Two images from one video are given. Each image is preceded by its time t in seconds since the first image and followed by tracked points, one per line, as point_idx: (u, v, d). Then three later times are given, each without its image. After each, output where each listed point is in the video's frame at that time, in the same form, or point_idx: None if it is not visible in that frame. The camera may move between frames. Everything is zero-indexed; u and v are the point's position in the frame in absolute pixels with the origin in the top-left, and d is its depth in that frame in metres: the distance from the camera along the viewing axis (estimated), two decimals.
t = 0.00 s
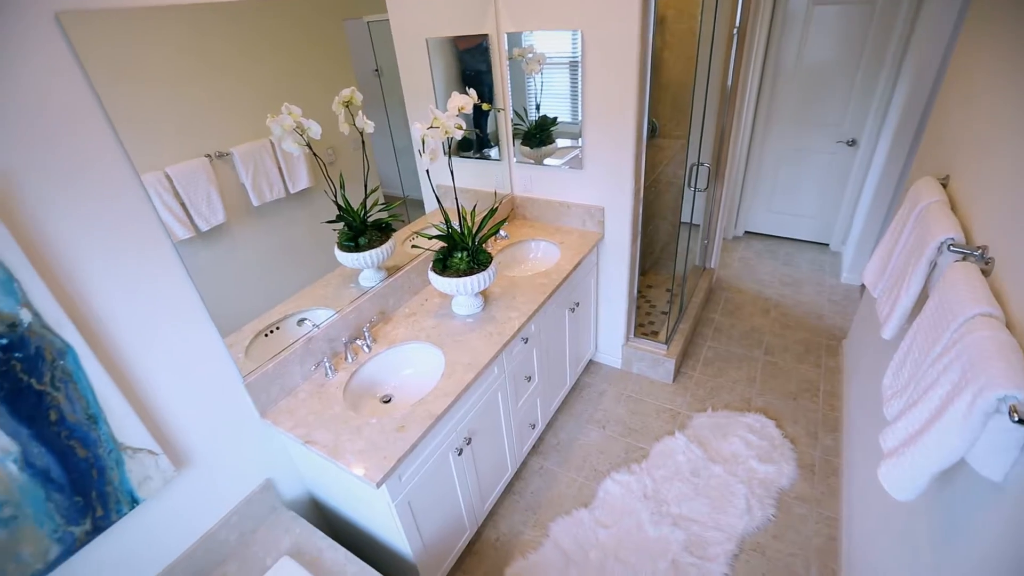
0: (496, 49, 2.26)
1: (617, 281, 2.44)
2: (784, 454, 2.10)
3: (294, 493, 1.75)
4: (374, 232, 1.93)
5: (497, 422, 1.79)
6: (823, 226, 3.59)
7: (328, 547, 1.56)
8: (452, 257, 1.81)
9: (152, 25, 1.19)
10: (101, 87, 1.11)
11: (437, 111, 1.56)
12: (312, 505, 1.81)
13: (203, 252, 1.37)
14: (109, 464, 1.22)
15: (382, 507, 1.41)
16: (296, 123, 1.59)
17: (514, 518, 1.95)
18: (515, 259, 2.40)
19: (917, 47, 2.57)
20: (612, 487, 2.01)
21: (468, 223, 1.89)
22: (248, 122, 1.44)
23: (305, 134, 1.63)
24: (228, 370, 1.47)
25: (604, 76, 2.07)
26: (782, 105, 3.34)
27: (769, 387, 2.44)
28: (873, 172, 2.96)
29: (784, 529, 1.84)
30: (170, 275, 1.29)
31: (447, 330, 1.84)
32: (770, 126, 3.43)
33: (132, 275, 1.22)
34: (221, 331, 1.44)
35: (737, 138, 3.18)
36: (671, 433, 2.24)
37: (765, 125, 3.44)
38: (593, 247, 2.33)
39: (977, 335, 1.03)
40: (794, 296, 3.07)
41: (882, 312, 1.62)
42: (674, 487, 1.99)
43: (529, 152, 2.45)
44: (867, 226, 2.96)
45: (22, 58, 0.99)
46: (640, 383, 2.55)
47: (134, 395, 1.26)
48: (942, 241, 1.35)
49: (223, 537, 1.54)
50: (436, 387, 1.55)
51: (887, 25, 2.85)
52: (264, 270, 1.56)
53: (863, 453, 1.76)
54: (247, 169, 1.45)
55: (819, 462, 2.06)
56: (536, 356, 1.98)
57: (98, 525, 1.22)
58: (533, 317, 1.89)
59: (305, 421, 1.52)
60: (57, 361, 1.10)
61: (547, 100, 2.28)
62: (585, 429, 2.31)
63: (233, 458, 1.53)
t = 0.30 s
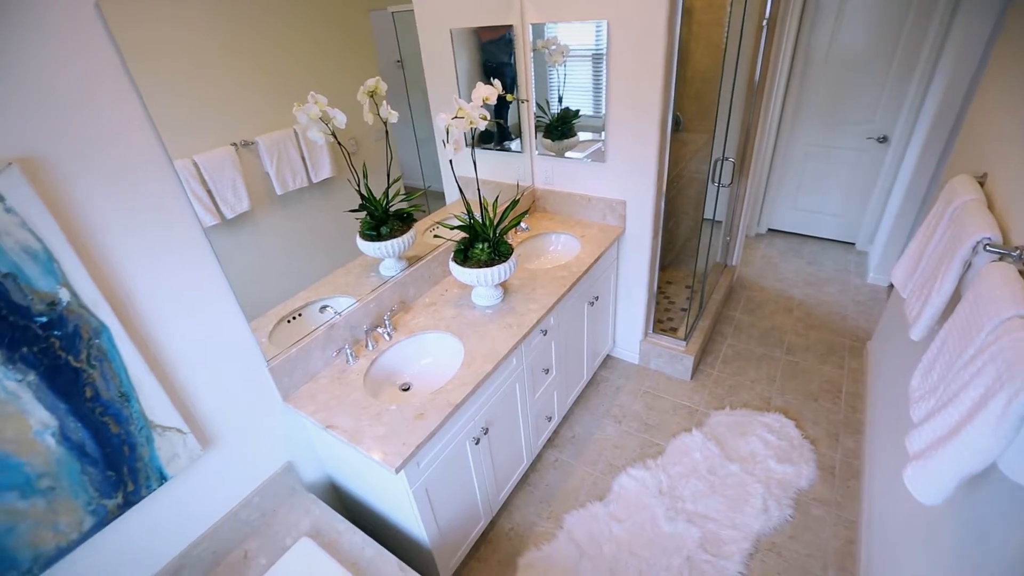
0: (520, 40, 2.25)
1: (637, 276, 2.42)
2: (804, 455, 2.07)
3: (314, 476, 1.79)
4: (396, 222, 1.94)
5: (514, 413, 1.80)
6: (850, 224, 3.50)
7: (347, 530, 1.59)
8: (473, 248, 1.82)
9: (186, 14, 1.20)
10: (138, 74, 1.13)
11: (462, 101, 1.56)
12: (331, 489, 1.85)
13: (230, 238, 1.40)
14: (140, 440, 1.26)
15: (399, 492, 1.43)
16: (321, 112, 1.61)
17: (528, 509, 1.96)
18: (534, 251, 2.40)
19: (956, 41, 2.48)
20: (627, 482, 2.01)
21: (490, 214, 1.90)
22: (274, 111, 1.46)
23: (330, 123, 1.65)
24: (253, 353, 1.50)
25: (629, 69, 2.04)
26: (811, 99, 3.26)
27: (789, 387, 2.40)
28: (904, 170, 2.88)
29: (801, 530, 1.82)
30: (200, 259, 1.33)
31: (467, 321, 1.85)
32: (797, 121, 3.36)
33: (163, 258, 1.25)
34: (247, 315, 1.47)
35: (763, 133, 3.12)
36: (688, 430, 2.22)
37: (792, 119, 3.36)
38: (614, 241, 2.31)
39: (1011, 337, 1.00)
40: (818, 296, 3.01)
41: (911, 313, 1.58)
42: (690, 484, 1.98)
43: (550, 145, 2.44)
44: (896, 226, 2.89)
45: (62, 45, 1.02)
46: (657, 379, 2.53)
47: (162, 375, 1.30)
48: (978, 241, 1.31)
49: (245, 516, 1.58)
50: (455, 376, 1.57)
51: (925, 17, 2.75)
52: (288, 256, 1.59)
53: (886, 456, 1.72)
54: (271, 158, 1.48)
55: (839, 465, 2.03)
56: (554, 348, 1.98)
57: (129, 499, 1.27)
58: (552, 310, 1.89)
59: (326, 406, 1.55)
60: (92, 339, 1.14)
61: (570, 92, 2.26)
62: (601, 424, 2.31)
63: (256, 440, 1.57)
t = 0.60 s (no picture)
0: (546, 30, 2.22)
1: (659, 271, 2.39)
2: (825, 457, 2.03)
3: (333, 462, 1.81)
4: (418, 211, 1.95)
5: (531, 405, 1.79)
6: (879, 223, 3.41)
7: (364, 516, 1.61)
8: (496, 238, 1.81)
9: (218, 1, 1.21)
10: (170, 60, 1.15)
11: (489, 89, 1.55)
12: (349, 474, 1.87)
13: (255, 223, 1.41)
14: (166, 420, 1.29)
15: (417, 480, 1.43)
16: (346, 100, 1.61)
17: (543, 502, 1.96)
18: (555, 244, 2.38)
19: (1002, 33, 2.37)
20: (643, 478, 2.00)
21: (512, 205, 1.88)
22: (299, 99, 1.47)
23: (354, 111, 1.65)
24: (277, 338, 1.52)
25: (657, 60, 2.00)
26: (843, 93, 3.16)
27: (811, 388, 2.35)
28: (939, 168, 2.78)
29: (821, 533, 1.79)
30: (227, 243, 1.34)
31: (487, 311, 1.84)
32: (828, 117, 3.26)
33: (191, 241, 1.27)
34: (271, 300, 1.49)
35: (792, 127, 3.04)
36: (707, 428, 2.20)
37: (823, 114, 3.27)
38: (636, 235, 2.28)
39: None
40: (844, 296, 2.94)
41: (945, 316, 1.53)
42: (707, 483, 1.96)
43: (573, 137, 2.41)
44: (929, 226, 2.79)
45: (97, 28, 1.03)
46: (676, 376, 2.50)
47: (188, 357, 1.32)
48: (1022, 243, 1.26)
49: (266, 498, 1.61)
50: (475, 366, 1.56)
51: (969, 8, 2.64)
52: (311, 243, 1.60)
53: (914, 462, 1.68)
54: (295, 146, 1.49)
55: (863, 469, 1.98)
56: (573, 342, 1.97)
57: (155, 477, 1.30)
58: (573, 303, 1.87)
59: (347, 392, 1.56)
60: (123, 320, 1.17)
61: (594, 84, 2.23)
62: (618, 419, 2.29)
63: (278, 424, 1.59)
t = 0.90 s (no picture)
0: (574, 16, 2.15)
1: (680, 263, 2.36)
2: (846, 458, 1.99)
3: (350, 443, 1.83)
4: (440, 197, 1.94)
5: (549, 394, 1.78)
6: (909, 221, 3.31)
7: (380, 497, 1.62)
8: (518, 225, 1.80)
9: None
10: (201, 38, 1.15)
11: (517, 73, 1.53)
12: (366, 456, 1.89)
13: (280, 204, 1.42)
14: (191, 395, 1.31)
15: (434, 464, 1.44)
16: (371, 83, 1.61)
17: (557, 491, 1.96)
18: (576, 233, 2.36)
19: None
20: (658, 471, 1.99)
21: (535, 192, 1.87)
22: (324, 83, 1.47)
23: (380, 94, 1.64)
24: (298, 318, 1.53)
25: (687, 47, 1.94)
26: (879, 86, 3.06)
27: (834, 388, 2.30)
28: (977, 165, 2.68)
29: (839, 534, 1.76)
30: (253, 223, 1.35)
31: (507, 299, 1.83)
32: (861, 110, 3.17)
33: (218, 219, 1.28)
34: (295, 281, 1.50)
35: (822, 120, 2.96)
36: (724, 424, 2.17)
37: (856, 107, 3.17)
38: (658, 226, 2.25)
39: None
40: (870, 295, 2.87)
41: (981, 317, 1.48)
42: (723, 478, 1.94)
43: (597, 126, 2.37)
44: (963, 225, 2.70)
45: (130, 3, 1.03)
46: (694, 370, 2.48)
47: (213, 334, 1.34)
48: None
49: (284, 476, 1.63)
50: (494, 353, 1.56)
51: None
52: (333, 225, 1.60)
53: (941, 467, 1.63)
54: (317, 130, 1.48)
55: (885, 471, 1.94)
56: (592, 333, 1.95)
57: (179, 451, 1.33)
58: (594, 292, 1.86)
59: (366, 374, 1.57)
60: (151, 295, 1.18)
61: (619, 72, 2.21)
62: (634, 412, 2.27)
63: (298, 403, 1.61)
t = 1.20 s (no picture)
0: None
1: (701, 255, 2.32)
2: (861, 458, 1.97)
3: (365, 419, 1.85)
4: (461, 178, 1.94)
5: (563, 380, 1.78)
6: (939, 221, 3.22)
7: (393, 474, 1.64)
8: (539, 209, 1.79)
9: None
10: (232, 11, 1.15)
11: (545, 52, 1.51)
12: (379, 433, 1.91)
13: (304, 179, 1.42)
14: (212, 365, 1.33)
15: (447, 444, 1.45)
16: (396, 61, 1.60)
17: (567, 477, 1.97)
18: (596, 220, 2.33)
19: None
20: (669, 462, 1.98)
21: (558, 177, 1.86)
22: (347, 62, 1.47)
23: (404, 72, 1.64)
24: (318, 294, 1.54)
25: (719, 33, 1.89)
26: (916, 79, 2.95)
27: (852, 387, 2.27)
28: (1015, 165, 2.58)
29: (851, 534, 1.74)
30: (277, 196, 1.36)
31: (525, 283, 1.83)
32: (894, 105, 3.07)
33: (243, 192, 1.29)
34: (316, 256, 1.51)
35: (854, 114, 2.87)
36: (738, 418, 2.15)
37: (890, 101, 3.07)
38: (680, 216, 2.21)
39: None
40: (894, 295, 2.81)
41: (1014, 320, 1.43)
42: (735, 473, 1.93)
43: (621, 114, 2.33)
44: (996, 227, 2.62)
45: None
46: (709, 364, 2.45)
47: (235, 305, 1.36)
48: None
49: (300, 449, 1.66)
50: (511, 336, 1.56)
51: None
52: (354, 203, 1.61)
53: (961, 472, 1.60)
54: (339, 108, 1.47)
55: (901, 473, 1.91)
56: (609, 321, 1.94)
57: (200, 419, 1.35)
58: (612, 280, 1.84)
59: (383, 351, 1.58)
60: (176, 264, 1.20)
61: (646, 59, 2.16)
62: (647, 402, 2.26)
63: (315, 377, 1.63)
